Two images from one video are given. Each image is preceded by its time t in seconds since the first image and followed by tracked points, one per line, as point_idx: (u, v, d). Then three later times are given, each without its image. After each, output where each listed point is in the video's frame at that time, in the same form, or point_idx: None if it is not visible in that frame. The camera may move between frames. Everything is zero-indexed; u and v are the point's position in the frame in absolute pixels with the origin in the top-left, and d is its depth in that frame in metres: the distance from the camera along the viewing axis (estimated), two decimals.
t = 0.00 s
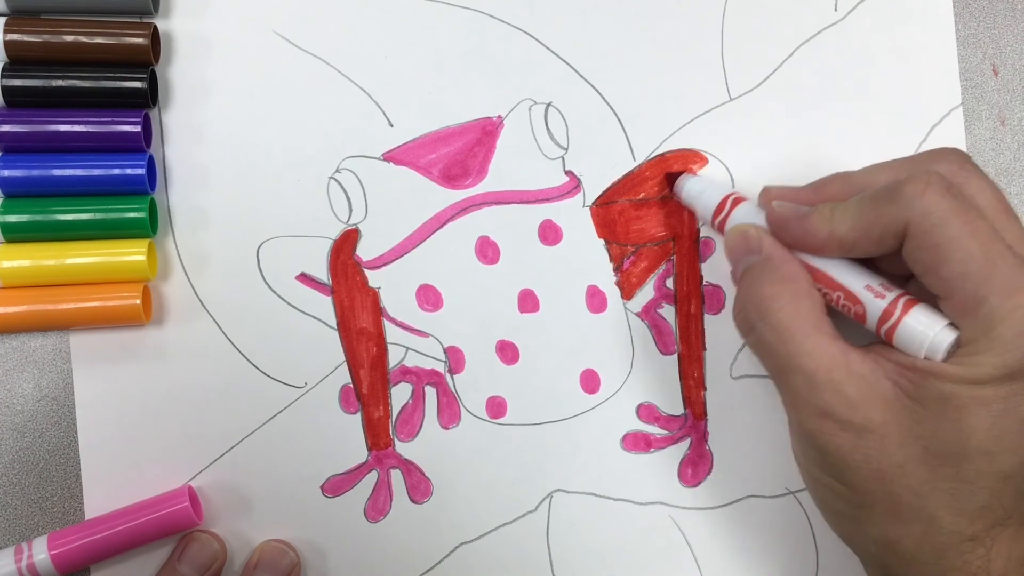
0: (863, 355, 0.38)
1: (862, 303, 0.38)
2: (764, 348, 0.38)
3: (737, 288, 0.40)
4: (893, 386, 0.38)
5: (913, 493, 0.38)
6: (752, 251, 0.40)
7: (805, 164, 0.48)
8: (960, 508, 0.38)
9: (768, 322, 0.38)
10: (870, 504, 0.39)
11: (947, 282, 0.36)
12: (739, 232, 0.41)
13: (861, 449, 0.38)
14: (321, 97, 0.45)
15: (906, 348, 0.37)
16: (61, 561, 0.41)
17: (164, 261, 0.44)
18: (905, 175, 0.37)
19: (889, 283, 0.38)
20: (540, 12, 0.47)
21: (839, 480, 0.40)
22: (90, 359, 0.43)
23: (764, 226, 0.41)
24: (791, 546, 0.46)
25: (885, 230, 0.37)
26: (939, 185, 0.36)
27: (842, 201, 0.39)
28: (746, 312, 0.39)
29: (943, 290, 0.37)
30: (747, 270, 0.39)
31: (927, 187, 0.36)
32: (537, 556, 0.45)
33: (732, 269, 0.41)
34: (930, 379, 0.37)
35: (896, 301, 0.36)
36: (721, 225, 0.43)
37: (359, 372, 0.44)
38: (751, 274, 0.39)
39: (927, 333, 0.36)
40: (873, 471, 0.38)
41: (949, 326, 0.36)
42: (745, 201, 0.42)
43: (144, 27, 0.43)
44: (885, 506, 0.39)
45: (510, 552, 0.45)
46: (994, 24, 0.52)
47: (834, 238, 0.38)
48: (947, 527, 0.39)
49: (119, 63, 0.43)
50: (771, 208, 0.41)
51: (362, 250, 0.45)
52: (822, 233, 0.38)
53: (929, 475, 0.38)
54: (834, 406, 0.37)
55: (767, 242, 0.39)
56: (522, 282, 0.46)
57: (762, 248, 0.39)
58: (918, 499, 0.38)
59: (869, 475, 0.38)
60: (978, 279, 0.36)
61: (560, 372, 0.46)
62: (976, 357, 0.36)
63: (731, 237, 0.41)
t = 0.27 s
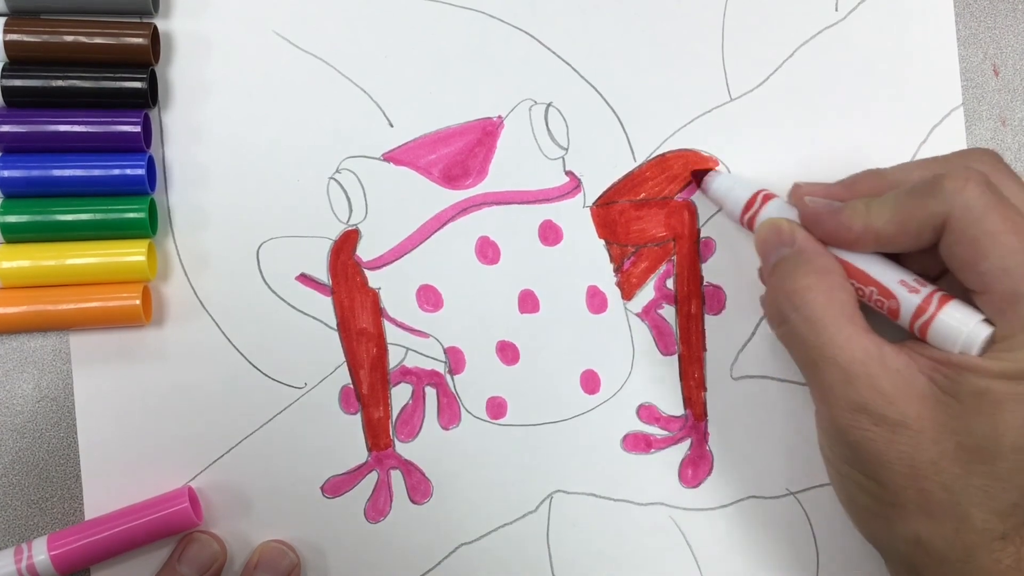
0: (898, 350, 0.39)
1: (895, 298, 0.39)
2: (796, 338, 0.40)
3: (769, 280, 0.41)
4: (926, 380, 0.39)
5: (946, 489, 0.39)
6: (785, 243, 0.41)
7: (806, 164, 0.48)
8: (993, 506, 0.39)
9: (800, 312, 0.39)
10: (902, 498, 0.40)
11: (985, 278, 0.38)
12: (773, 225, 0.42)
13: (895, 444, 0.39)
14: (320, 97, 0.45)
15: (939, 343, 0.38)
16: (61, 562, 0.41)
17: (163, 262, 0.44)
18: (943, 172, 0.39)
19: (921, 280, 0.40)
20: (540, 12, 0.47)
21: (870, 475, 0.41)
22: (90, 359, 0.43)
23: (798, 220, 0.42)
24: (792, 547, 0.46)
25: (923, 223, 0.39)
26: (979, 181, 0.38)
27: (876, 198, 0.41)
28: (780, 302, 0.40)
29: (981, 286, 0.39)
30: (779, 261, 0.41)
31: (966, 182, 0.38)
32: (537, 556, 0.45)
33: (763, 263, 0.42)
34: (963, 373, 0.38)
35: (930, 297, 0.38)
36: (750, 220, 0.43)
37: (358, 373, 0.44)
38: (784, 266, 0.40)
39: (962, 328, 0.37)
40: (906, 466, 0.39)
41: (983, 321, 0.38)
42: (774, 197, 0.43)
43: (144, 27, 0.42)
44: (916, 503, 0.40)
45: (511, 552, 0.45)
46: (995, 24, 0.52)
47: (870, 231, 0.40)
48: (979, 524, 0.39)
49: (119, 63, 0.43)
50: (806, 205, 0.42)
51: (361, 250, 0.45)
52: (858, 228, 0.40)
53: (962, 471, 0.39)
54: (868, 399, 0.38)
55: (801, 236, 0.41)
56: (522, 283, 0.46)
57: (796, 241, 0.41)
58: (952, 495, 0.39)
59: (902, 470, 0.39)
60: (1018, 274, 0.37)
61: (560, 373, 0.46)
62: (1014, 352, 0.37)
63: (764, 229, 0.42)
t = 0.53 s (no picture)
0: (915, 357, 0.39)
1: (908, 308, 0.39)
2: (811, 358, 0.39)
3: (775, 302, 0.40)
4: (948, 385, 0.38)
5: (976, 490, 0.39)
6: (788, 264, 0.40)
7: (806, 164, 0.48)
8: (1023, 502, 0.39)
9: (811, 328, 0.38)
10: (934, 505, 0.40)
11: (997, 278, 0.39)
12: (776, 248, 0.41)
13: (924, 453, 0.38)
14: (320, 97, 0.45)
15: (958, 349, 0.38)
16: (61, 561, 0.41)
17: (164, 262, 0.44)
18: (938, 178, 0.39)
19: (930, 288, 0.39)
20: (540, 12, 0.47)
21: (901, 485, 0.41)
22: (90, 359, 0.43)
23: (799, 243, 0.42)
24: (792, 547, 0.46)
25: (928, 231, 0.39)
26: (976, 181, 0.38)
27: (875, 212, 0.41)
28: (789, 322, 0.39)
29: (993, 287, 0.39)
30: (786, 282, 0.39)
31: (965, 185, 0.38)
32: (537, 556, 0.45)
33: (766, 286, 0.41)
34: (986, 375, 0.37)
35: (944, 303, 0.38)
36: (748, 250, 0.43)
37: (359, 373, 0.44)
38: (791, 285, 0.39)
39: (980, 331, 0.37)
40: (936, 474, 0.39)
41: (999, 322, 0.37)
42: (772, 225, 0.43)
43: (144, 27, 0.43)
44: (948, 506, 0.40)
45: (511, 552, 0.45)
46: (994, 24, 0.52)
47: (875, 245, 0.40)
48: (1011, 522, 0.40)
49: (119, 63, 0.43)
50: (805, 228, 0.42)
51: (361, 250, 0.45)
52: (862, 243, 0.40)
53: (992, 471, 0.39)
54: (892, 411, 0.38)
55: (804, 256, 0.40)
56: (522, 283, 0.46)
57: (800, 261, 0.40)
58: (982, 496, 0.39)
59: (932, 478, 0.39)
60: None
61: (560, 372, 0.46)
62: None
63: (766, 253, 0.41)
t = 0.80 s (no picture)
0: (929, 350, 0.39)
1: (927, 302, 0.39)
2: (826, 343, 0.39)
3: (794, 286, 0.40)
4: (960, 379, 0.39)
5: (982, 487, 0.40)
6: (811, 250, 0.40)
7: (806, 164, 0.48)
8: None
9: (829, 314, 0.38)
10: (939, 500, 0.40)
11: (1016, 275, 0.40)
12: (799, 234, 0.41)
13: (933, 446, 0.39)
14: (320, 97, 0.45)
15: (974, 345, 0.38)
16: (61, 561, 0.41)
17: (164, 261, 0.44)
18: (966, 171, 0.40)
19: (950, 284, 0.40)
20: (540, 12, 0.47)
21: (905, 478, 0.41)
22: (91, 359, 0.43)
23: (822, 231, 0.42)
24: (792, 547, 0.46)
25: (953, 223, 0.40)
26: (1003, 177, 0.39)
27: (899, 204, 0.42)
28: (807, 306, 0.39)
29: (1012, 284, 0.40)
30: (806, 267, 0.40)
31: (992, 179, 0.39)
32: (536, 556, 0.45)
33: (787, 271, 0.42)
34: (998, 371, 0.38)
35: (962, 299, 0.38)
36: (771, 236, 0.44)
37: (359, 372, 0.44)
38: (812, 270, 0.39)
39: (996, 328, 0.37)
40: (943, 467, 0.39)
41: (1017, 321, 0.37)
42: (796, 211, 0.44)
43: (144, 27, 0.42)
44: (952, 502, 0.40)
45: (510, 552, 0.45)
46: (994, 24, 0.52)
47: (899, 236, 0.40)
48: (1013, 520, 0.40)
49: (119, 63, 0.43)
50: (827, 216, 0.42)
51: (361, 250, 0.45)
52: (887, 233, 0.41)
53: (999, 469, 0.39)
54: (905, 401, 0.38)
55: (827, 242, 0.40)
56: (522, 282, 0.46)
57: (823, 247, 0.40)
58: (988, 492, 0.40)
59: (939, 472, 0.40)
60: None
61: (560, 372, 0.46)
62: None
63: (789, 239, 0.42)
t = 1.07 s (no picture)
0: (941, 350, 0.39)
1: (935, 304, 0.39)
2: (835, 345, 0.39)
3: (798, 291, 0.40)
4: (971, 378, 0.39)
5: (996, 485, 0.40)
6: (816, 256, 0.40)
7: (806, 163, 0.48)
8: None
9: (839, 317, 0.38)
10: (952, 499, 0.41)
11: None
12: (803, 241, 0.41)
13: (944, 445, 0.39)
14: (320, 97, 0.45)
15: (985, 345, 0.38)
16: (61, 561, 0.41)
17: (164, 261, 0.44)
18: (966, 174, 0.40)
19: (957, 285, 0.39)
20: (540, 12, 0.47)
21: (918, 477, 0.41)
22: (90, 359, 0.43)
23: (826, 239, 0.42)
24: (792, 546, 0.46)
25: (957, 225, 0.40)
26: (1005, 178, 0.39)
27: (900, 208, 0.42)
28: (814, 309, 0.39)
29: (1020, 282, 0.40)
30: (812, 273, 0.40)
31: (994, 181, 0.39)
32: (536, 556, 0.45)
33: (792, 279, 0.41)
34: (1009, 370, 0.38)
35: (971, 299, 0.38)
36: (775, 243, 0.44)
37: (359, 372, 0.44)
38: (818, 275, 0.39)
39: (1004, 329, 0.37)
40: (955, 466, 0.39)
41: None
42: (796, 220, 0.44)
43: (144, 27, 0.43)
44: (965, 501, 0.40)
45: (510, 551, 0.45)
46: (994, 24, 0.52)
47: (904, 241, 0.40)
48: None
49: (119, 62, 0.43)
50: (830, 224, 0.42)
51: (361, 250, 0.45)
52: (892, 239, 0.40)
53: (1014, 468, 0.39)
54: (917, 402, 0.38)
55: (831, 249, 0.40)
56: (522, 282, 0.46)
57: (828, 253, 0.40)
58: (1002, 491, 0.40)
59: (952, 471, 0.40)
60: None
61: (560, 372, 0.46)
62: None
63: (794, 246, 0.41)
